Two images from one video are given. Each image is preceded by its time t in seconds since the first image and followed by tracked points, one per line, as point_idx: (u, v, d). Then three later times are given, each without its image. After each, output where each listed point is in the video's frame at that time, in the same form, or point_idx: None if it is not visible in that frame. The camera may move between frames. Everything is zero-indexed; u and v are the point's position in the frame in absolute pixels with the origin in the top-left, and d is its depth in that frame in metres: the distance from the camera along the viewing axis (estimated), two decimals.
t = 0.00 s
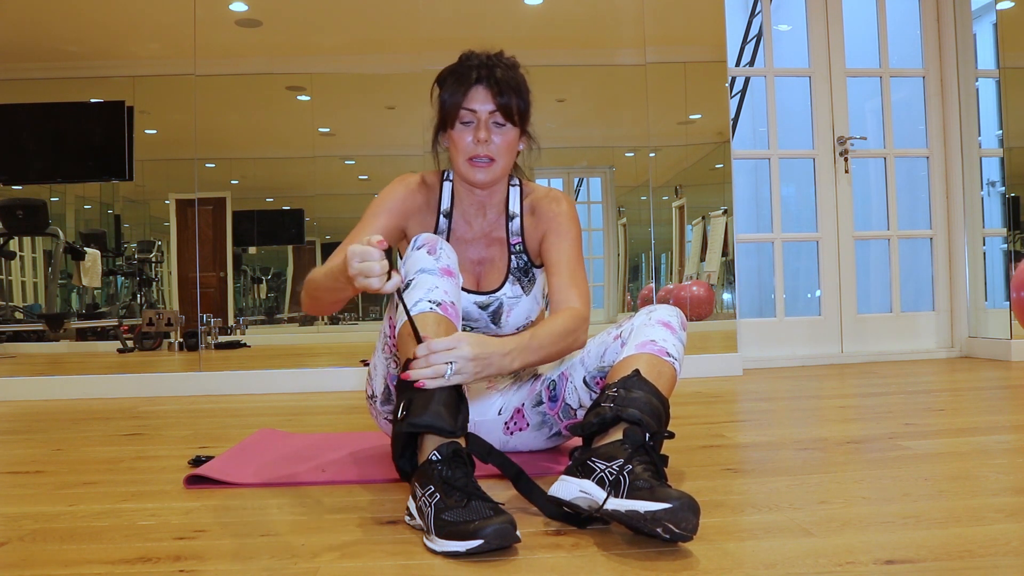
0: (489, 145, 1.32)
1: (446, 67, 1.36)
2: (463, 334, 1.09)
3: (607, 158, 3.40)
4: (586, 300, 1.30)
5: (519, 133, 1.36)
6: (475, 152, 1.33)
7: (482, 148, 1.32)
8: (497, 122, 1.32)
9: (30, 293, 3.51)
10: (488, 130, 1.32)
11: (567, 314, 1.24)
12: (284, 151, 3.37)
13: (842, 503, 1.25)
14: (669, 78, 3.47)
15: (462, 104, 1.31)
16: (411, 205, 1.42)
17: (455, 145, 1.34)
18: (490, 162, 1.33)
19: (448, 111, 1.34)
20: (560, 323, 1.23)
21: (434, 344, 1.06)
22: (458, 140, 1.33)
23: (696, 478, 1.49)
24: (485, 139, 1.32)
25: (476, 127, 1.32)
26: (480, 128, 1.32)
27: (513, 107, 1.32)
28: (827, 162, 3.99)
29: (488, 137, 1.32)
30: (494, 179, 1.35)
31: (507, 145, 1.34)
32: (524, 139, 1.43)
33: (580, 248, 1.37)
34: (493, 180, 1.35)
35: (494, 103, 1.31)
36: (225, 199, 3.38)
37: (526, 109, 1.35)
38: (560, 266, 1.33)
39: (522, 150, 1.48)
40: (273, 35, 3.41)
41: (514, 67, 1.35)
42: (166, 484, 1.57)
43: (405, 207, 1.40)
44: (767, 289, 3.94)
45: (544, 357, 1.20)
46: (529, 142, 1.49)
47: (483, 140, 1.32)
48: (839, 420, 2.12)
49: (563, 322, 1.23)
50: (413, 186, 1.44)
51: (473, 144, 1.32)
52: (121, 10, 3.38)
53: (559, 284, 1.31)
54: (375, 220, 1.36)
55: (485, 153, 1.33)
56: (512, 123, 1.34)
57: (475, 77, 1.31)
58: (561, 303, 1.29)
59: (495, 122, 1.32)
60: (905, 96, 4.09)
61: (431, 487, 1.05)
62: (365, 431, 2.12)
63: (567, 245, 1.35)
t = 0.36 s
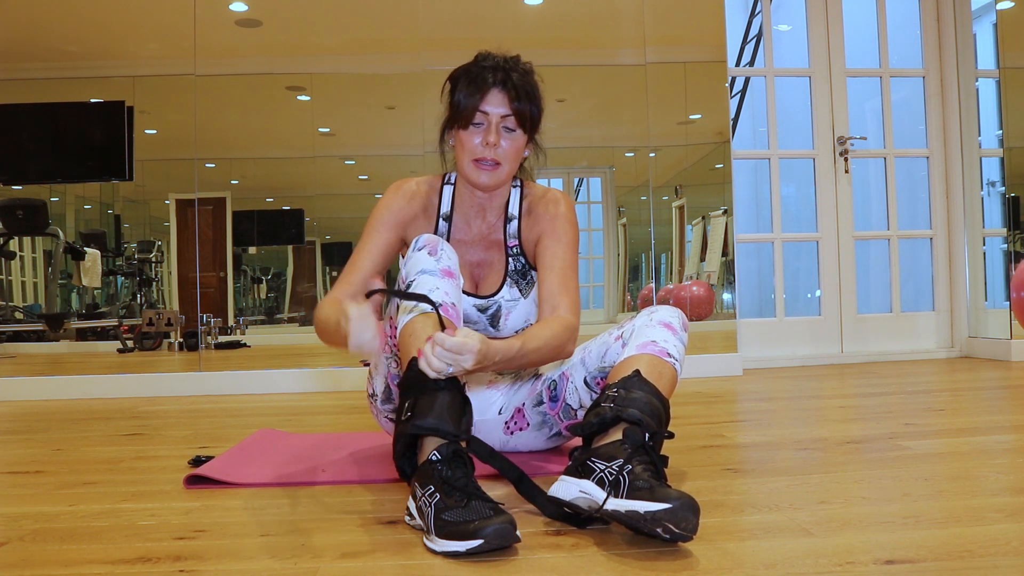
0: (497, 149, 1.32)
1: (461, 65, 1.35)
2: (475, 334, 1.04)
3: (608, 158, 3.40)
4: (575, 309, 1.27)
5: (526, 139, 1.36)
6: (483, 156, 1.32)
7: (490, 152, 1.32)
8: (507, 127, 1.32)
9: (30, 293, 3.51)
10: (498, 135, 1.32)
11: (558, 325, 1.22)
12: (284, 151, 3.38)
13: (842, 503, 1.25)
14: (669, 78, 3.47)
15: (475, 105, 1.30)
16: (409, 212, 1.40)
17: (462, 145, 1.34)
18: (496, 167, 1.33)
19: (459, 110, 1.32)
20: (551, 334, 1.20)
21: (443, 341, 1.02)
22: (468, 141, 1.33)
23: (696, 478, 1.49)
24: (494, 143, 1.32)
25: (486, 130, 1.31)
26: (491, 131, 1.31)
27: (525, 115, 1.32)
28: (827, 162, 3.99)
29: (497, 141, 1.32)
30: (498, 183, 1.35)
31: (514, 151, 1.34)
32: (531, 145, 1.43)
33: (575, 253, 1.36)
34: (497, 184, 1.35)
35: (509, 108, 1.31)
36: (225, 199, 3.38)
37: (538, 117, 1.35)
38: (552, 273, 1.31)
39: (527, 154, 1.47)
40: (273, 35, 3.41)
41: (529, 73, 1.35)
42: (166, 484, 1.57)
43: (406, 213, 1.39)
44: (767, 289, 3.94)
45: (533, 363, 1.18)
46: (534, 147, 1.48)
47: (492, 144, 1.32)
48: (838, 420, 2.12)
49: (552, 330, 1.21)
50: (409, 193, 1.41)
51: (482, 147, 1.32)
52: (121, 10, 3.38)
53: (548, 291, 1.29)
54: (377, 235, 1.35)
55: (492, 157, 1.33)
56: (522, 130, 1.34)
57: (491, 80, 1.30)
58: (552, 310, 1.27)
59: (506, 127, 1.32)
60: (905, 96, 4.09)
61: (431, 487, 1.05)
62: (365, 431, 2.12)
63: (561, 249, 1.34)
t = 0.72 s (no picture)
0: (494, 147, 1.32)
1: (460, 62, 1.34)
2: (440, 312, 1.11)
3: (608, 158, 3.40)
4: (573, 304, 1.28)
5: (523, 138, 1.36)
6: (479, 153, 1.32)
7: (487, 150, 1.32)
8: (505, 125, 1.32)
9: (30, 293, 3.51)
10: (495, 133, 1.31)
11: (555, 317, 1.23)
12: (284, 151, 3.38)
13: (842, 503, 1.25)
14: (669, 78, 3.47)
15: (473, 102, 1.30)
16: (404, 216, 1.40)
17: (458, 142, 1.34)
18: (492, 165, 1.33)
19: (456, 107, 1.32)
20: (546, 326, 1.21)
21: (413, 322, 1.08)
22: (464, 138, 1.32)
23: (696, 478, 1.49)
24: (491, 141, 1.31)
25: (483, 128, 1.31)
26: (487, 129, 1.31)
27: (522, 113, 1.32)
28: (827, 162, 3.99)
29: (494, 139, 1.32)
30: (493, 180, 1.35)
31: (511, 149, 1.34)
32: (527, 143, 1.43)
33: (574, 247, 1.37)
34: (493, 182, 1.35)
35: (507, 106, 1.31)
36: (225, 199, 3.38)
37: (535, 116, 1.35)
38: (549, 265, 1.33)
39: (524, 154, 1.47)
40: (273, 35, 3.41)
41: (528, 71, 1.35)
42: (166, 484, 1.57)
43: (401, 219, 1.39)
44: (767, 289, 3.94)
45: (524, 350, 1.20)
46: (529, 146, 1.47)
47: (489, 142, 1.31)
48: (839, 420, 2.12)
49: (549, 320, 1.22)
50: (402, 198, 1.42)
51: (478, 145, 1.32)
52: (121, 10, 3.38)
53: (547, 284, 1.31)
54: (378, 244, 1.36)
55: (489, 155, 1.32)
56: (519, 128, 1.33)
57: (490, 77, 1.30)
58: (550, 302, 1.28)
59: (504, 125, 1.32)
60: (905, 96, 4.09)
61: (431, 487, 1.05)
62: (365, 431, 2.12)
63: (558, 245, 1.35)
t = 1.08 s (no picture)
0: (484, 140, 1.32)
1: (449, 57, 1.35)
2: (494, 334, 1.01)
3: (608, 157, 3.40)
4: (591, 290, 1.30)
5: (514, 130, 1.36)
6: (470, 147, 1.32)
7: (477, 143, 1.32)
8: (495, 118, 1.32)
9: (30, 293, 3.51)
10: (486, 126, 1.31)
11: (579, 306, 1.24)
12: (284, 151, 3.38)
13: (842, 503, 1.25)
14: (669, 78, 3.46)
15: (463, 96, 1.30)
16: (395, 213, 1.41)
17: (449, 137, 1.33)
18: (483, 158, 1.33)
19: (446, 101, 1.31)
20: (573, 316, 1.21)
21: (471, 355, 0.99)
22: (455, 131, 1.33)
23: (695, 478, 1.49)
24: (481, 134, 1.31)
25: (473, 121, 1.31)
26: (478, 122, 1.31)
27: (513, 106, 1.32)
28: (827, 162, 3.99)
29: (484, 132, 1.32)
30: (484, 173, 1.35)
31: (502, 142, 1.34)
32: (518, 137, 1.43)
33: (573, 232, 1.38)
34: (484, 175, 1.34)
35: (497, 100, 1.31)
36: (225, 199, 3.38)
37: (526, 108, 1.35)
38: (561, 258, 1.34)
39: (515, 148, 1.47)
40: (273, 35, 3.41)
41: (518, 65, 1.35)
42: (166, 484, 1.57)
43: (391, 217, 1.39)
44: (767, 289, 3.94)
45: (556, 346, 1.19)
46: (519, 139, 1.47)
47: (479, 135, 1.31)
48: (838, 420, 2.12)
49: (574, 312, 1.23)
50: (392, 195, 1.42)
51: (469, 138, 1.32)
52: (121, 10, 3.38)
53: (561, 276, 1.33)
54: (370, 242, 1.35)
55: (479, 148, 1.32)
56: (509, 122, 1.33)
57: (479, 71, 1.30)
58: (567, 294, 1.30)
59: (494, 118, 1.32)
60: (905, 96, 4.09)
61: (431, 487, 1.05)
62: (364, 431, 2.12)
63: (560, 235, 1.36)
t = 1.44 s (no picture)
0: (484, 141, 1.32)
1: (449, 57, 1.35)
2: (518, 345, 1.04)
3: (608, 158, 3.41)
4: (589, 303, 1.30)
5: (513, 131, 1.36)
6: (469, 147, 1.32)
7: (477, 143, 1.32)
8: (495, 120, 1.32)
9: (30, 293, 3.52)
10: (486, 127, 1.31)
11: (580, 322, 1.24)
12: (284, 151, 3.38)
13: (842, 503, 1.25)
14: (669, 78, 3.46)
15: (465, 97, 1.30)
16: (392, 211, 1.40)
17: (449, 137, 1.33)
18: (482, 158, 1.33)
19: (447, 103, 1.31)
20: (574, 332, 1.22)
21: (490, 354, 1.01)
22: (455, 131, 1.32)
23: (695, 478, 1.49)
24: (482, 135, 1.31)
25: (474, 123, 1.31)
26: (478, 123, 1.31)
27: (513, 108, 1.32)
28: (827, 162, 3.99)
29: (485, 133, 1.31)
30: (483, 174, 1.34)
31: (502, 143, 1.34)
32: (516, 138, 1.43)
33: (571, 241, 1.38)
34: (483, 175, 1.34)
35: (498, 100, 1.31)
36: (225, 199, 3.38)
37: (526, 110, 1.35)
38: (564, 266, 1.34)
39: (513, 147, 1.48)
40: (272, 35, 3.41)
41: (518, 66, 1.35)
42: (166, 484, 1.57)
43: (388, 214, 1.38)
44: (767, 289, 3.94)
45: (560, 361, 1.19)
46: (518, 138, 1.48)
47: (480, 136, 1.31)
48: (838, 420, 2.12)
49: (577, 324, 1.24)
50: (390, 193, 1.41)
51: (469, 139, 1.31)
52: (121, 10, 3.38)
53: (560, 288, 1.32)
54: (363, 238, 1.34)
55: (480, 148, 1.32)
56: (509, 123, 1.33)
57: (481, 72, 1.30)
58: (567, 308, 1.30)
59: (494, 119, 1.32)
60: (905, 96, 4.09)
61: (431, 487, 1.05)
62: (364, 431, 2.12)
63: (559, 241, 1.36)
